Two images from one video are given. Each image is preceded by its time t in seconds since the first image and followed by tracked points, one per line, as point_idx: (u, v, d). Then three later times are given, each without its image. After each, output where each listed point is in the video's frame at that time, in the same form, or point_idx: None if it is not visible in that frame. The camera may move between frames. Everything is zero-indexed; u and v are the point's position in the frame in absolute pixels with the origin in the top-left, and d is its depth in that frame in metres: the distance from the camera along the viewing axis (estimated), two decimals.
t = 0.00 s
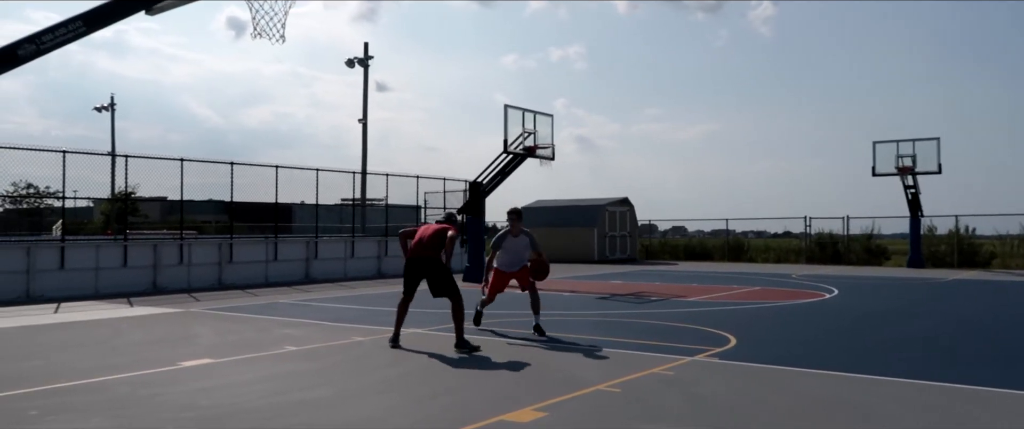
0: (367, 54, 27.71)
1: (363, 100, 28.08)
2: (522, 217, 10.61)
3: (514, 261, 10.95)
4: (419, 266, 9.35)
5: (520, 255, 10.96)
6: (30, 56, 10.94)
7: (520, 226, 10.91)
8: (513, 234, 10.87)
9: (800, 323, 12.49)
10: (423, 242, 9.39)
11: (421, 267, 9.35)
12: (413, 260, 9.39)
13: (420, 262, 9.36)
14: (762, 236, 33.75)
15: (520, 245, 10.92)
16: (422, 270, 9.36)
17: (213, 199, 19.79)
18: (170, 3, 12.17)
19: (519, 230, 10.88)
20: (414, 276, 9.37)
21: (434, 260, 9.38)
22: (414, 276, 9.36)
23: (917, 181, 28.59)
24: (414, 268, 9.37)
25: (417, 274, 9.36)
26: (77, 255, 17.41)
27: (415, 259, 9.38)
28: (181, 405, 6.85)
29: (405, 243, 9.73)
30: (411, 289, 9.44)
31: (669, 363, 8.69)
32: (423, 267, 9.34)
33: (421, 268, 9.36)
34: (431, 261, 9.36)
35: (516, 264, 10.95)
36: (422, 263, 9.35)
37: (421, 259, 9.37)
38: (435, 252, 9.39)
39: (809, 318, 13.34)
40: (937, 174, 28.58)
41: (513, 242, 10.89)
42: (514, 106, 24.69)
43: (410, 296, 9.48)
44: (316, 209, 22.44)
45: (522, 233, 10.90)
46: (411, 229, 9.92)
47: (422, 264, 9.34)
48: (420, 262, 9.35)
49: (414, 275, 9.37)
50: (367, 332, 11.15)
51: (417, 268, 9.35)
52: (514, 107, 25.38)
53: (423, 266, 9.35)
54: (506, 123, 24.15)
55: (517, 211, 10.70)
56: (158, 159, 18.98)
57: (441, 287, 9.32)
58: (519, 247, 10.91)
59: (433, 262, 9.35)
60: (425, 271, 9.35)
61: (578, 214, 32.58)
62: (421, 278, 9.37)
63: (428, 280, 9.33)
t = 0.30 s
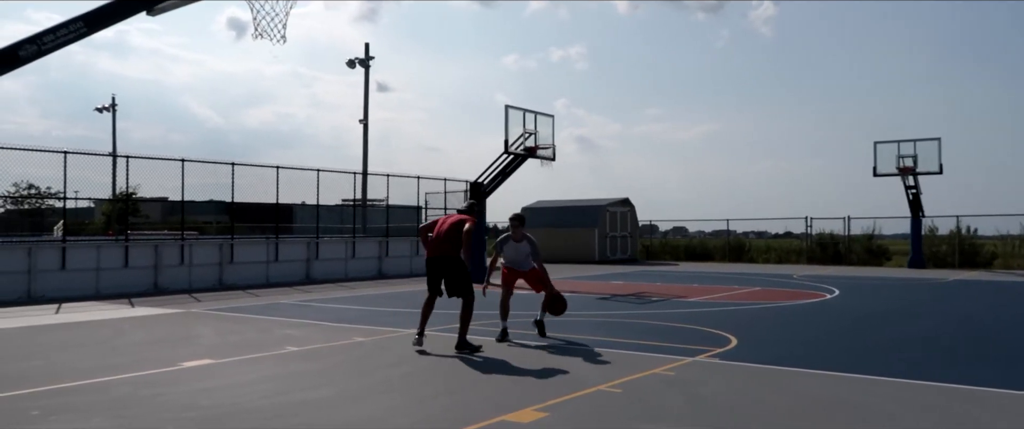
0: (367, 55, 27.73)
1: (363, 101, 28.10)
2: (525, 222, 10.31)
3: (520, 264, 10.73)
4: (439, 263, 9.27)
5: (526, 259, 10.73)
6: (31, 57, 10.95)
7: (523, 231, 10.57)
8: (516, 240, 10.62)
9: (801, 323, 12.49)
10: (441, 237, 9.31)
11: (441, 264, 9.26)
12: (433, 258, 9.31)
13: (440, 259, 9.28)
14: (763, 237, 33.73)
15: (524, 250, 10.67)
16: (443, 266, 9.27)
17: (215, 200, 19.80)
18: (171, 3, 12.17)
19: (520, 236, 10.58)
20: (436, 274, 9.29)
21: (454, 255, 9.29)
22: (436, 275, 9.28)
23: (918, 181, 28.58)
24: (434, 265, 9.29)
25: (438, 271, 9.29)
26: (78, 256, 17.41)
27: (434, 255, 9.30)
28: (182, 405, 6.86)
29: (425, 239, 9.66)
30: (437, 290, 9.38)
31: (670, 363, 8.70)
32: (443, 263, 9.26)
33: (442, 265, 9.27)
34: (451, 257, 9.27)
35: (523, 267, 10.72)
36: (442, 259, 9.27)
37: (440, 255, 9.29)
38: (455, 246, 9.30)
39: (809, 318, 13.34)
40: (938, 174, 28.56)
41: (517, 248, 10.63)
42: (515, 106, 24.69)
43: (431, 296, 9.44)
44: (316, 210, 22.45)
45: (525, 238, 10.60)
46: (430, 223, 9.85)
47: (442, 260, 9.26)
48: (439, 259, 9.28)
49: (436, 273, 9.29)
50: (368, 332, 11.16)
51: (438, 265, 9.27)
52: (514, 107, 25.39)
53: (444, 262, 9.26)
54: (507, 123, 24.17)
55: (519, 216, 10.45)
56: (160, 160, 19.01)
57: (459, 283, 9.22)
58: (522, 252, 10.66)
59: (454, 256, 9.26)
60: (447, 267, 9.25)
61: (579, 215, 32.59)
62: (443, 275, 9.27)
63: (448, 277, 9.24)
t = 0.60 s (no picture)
0: (366, 55, 27.75)
1: (362, 101, 28.10)
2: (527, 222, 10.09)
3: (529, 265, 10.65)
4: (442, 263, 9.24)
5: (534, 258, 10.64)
6: (30, 57, 10.93)
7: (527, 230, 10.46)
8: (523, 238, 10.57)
9: (800, 323, 12.48)
10: (444, 237, 9.28)
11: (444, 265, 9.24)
12: (435, 257, 9.28)
13: (442, 259, 9.25)
14: (762, 237, 33.73)
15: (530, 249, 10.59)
16: (445, 266, 9.25)
17: (214, 200, 19.77)
18: (170, 4, 12.15)
19: (526, 234, 10.50)
20: (438, 275, 9.25)
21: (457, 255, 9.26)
22: (439, 275, 9.23)
23: (917, 181, 28.58)
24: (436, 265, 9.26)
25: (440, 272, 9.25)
26: (77, 256, 17.40)
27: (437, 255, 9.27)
28: (181, 405, 6.86)
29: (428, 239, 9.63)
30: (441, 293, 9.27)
31: (670, 363, 8.69)
32: (445, 264, 9.23)
33: (444, 265, 9.24)
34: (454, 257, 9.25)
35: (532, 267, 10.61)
36: (445, 259, 9.24)
37: (443, 255, 9.26)
38: (458, 247, 9.28)
39: (808, 318, 13.33)
40: (936, 174, 28.57)
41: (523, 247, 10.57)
42: (514, 106, 24.69)
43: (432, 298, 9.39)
44: (315, 210, 22.36)
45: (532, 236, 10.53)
46: (433, 223, 9.81)
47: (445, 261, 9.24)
48: (442, 259, 9.24)
49: (438, 274, 9.25)
50: (367, 332, 11.15)
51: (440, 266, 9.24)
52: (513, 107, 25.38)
53: (446, 263, 9.24)
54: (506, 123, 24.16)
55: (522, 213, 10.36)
56: (159, 160, 19.08)
57: (461, 284, 9.22)
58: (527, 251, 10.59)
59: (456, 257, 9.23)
60: (449, 268, 9.23)
61: (578, 215, 32.59)
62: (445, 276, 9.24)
63: (450, 278, 9.22)
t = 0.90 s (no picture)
0: (365, 55, 27.77)
1: (361, 101, 28.08)
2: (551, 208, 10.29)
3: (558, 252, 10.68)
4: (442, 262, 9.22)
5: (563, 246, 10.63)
6: (28, 57, 10.92)
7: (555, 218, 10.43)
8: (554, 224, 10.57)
9: (799, 323, 12.48)
10: (445, 237, 9.27)
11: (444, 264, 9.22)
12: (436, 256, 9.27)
13: (443, 258, 9.23)
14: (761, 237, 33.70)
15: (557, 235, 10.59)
16: (445, 266, 9.24)
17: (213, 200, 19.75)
18: (169, 4, 12.15)
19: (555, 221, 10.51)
20: (438, 274, 9.23)
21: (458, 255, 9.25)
22: (438, 275, 9.22)
23: (915, 181, 28.60)
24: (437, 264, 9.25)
25: (441, 271, 9.24)
26: (76, 256, 17.37)
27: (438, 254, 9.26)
28: (180, 405, 6.84)
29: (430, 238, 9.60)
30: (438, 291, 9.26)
31: (669, 363, 8.68)
32: (448, 264, 9.22)
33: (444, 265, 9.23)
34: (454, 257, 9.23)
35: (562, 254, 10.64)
36: (446, 258, 9.23)
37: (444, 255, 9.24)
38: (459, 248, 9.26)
39: (807, 318, 13.33)
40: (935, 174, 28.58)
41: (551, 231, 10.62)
42: (513, 106, 24.70)
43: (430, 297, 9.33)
44: (314, 211, 22.39)
45: (561, 223, 10.52)
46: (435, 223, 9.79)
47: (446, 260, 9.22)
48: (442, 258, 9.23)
49: (438, 273, 9.23)
50: (366, 332, 11.14)
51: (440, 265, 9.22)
52: (512, 107, 25.38)
53: (447, 262, 9.22)
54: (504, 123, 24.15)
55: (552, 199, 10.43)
56: (158, 160, 19.09)
57: (465, 283, 9.21)
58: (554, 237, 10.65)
59: (457, 257, 9.21)
60: (449, 267, 9.21)
61: (577, 215, 32.59)
62: (446, 275, 9.23)
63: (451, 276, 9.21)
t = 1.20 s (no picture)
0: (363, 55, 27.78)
1: (360, 101, 28.08)
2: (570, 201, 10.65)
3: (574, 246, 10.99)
4: (455, 262, 9.20)
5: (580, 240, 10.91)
6: (23, 57, 11.09)
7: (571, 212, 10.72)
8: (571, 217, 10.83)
9: (798, 323, 12.49)
10: (459, 238, 9.28)
11: (456, 264, 9.19)
12: (449, 256, 9.25)
13: (456, 259, 9.22)
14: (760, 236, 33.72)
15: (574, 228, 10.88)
16: (457, 267, 9.22)
17: (211, 201, 19.75)
18: (167, 3, 12.02)
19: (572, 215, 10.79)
20: (449, 274, 9.23)
21: (471, 256, 9.23)
22: (450, 275, 9.20)
23: (913, 181, 28.63)
24: (449, 264, 9.23)
25: (452, 272, 9.22)
26: (74, 257, 17.36)
27: (451, 254, 9.25)
28: (179, 405, 6.84)
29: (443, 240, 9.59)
30: (448, 291, 9.24)
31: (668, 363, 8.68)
32: (460, 265, 9.19)
33: (456, 265, 9.20)
34: (468, 258, 9.21)
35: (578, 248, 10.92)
36: (458, 259, 9.21)
37: (457, 255, 9.23)
38: (473, 249, 9.25)
39: (806, 318, 13.34)
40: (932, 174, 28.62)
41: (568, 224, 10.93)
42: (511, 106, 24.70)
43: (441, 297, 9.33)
44: (312, 211, 22.40)
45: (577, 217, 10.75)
46: (448, 226, 9.80)
47: (458, 260, 9.20)
48: (455, 259, 9.22)
49: (450, 273, 9.22)
50: (365, 333, 11.13)
51: (453, 265, 9.20)
52: (510, 107, 25.38)
53: (459, 263, 9.20)
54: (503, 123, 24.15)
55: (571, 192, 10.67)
56: (156, 160, 19.11)
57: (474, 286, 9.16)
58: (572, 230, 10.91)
59: (470, 259, 9.19)
60: (461, 268, 9.19)
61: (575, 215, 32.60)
62: (457, 275, 9.21)
63: (462, 277, 9.19)
